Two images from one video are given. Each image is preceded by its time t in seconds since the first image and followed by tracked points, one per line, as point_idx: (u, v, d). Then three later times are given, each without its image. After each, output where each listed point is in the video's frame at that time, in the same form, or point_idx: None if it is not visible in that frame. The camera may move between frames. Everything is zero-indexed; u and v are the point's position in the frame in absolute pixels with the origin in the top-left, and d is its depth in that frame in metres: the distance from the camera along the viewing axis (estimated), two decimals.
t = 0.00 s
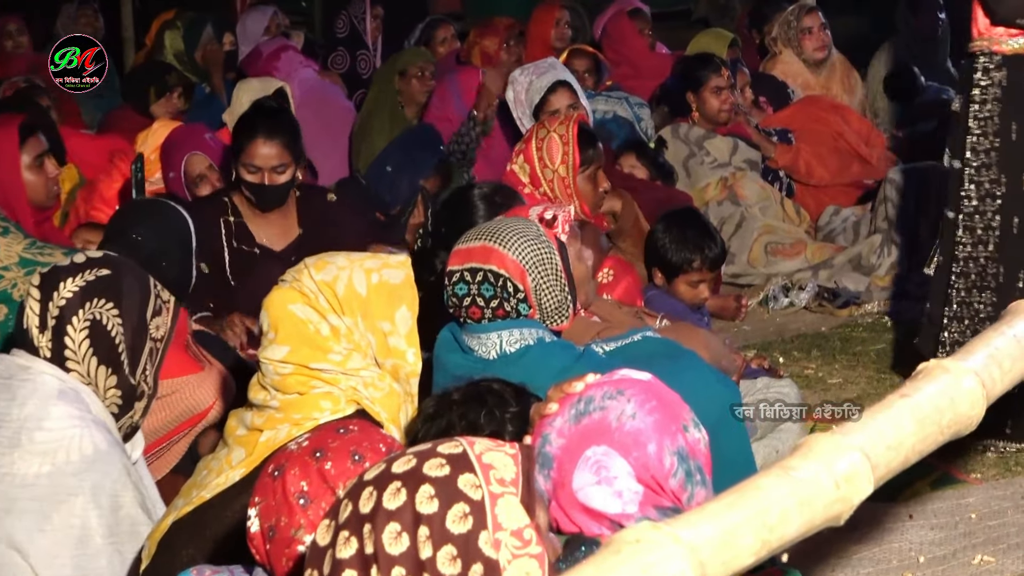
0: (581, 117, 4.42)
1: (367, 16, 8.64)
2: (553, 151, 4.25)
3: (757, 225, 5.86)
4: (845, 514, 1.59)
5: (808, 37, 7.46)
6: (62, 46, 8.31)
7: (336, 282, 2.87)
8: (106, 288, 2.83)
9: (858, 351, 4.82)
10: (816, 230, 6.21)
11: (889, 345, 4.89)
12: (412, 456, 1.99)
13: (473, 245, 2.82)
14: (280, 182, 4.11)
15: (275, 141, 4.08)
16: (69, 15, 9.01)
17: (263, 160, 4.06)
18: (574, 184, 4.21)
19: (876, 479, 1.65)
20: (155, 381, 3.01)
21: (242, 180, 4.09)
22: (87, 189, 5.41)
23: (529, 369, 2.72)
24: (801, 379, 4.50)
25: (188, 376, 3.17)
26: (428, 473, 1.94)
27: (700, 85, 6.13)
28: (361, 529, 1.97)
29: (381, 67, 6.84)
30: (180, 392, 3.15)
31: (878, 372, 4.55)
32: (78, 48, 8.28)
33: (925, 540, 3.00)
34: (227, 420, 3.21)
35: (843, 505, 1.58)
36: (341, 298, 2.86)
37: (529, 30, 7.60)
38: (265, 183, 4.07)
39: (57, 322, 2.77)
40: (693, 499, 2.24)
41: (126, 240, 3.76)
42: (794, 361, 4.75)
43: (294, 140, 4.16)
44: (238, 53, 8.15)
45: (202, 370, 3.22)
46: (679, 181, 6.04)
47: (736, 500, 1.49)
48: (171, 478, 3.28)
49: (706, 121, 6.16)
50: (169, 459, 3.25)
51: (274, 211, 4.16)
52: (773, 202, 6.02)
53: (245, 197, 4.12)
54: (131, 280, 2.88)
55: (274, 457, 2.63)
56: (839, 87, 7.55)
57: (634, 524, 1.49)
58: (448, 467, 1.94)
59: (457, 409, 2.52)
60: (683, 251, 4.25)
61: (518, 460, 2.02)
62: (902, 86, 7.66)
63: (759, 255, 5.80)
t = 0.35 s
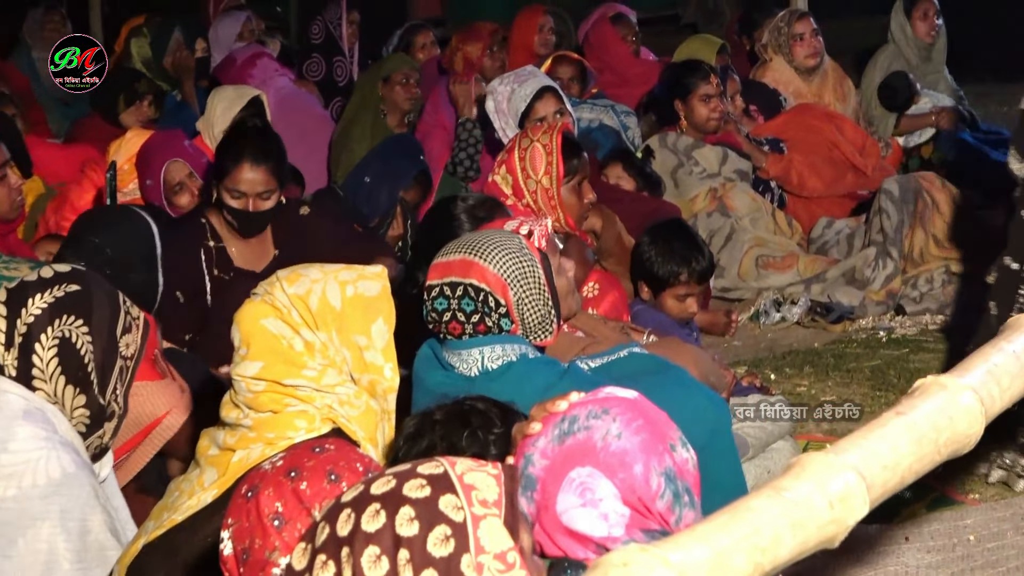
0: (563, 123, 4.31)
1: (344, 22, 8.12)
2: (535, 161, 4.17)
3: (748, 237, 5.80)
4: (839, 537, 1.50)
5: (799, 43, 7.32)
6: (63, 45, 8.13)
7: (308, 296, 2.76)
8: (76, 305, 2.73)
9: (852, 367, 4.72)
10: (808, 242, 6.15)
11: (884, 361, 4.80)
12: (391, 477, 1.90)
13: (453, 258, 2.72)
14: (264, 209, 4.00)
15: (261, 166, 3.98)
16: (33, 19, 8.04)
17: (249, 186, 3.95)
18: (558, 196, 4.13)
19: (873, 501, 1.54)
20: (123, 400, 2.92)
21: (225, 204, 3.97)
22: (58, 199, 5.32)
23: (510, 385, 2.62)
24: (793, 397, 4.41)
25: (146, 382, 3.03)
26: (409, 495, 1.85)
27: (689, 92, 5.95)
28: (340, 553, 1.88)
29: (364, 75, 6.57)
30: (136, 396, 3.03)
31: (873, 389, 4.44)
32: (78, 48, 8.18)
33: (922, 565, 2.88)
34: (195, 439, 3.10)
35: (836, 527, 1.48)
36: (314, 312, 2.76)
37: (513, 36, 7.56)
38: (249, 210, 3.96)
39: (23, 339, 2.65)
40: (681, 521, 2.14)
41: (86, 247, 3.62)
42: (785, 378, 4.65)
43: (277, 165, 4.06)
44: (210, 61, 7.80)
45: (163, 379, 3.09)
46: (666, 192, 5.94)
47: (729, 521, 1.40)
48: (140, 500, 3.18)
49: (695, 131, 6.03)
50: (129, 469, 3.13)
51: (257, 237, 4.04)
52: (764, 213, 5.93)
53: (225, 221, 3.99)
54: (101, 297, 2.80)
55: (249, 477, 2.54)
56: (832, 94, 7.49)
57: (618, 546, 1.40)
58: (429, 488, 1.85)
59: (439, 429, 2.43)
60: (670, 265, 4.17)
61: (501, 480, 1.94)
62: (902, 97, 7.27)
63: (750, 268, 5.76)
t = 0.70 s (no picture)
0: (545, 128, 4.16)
1: (319, 23, 7.95)
2: (518, 168, 4.04)
3: (746, 250, 5.64)
4: (841, 566, 1.40)
5: (800, 45, 7.08)
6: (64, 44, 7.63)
7: (276, 310, 2.62)
8: (45, 327, 2.57)
9: (858, 387, 4.57)
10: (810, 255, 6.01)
11: (889, 381, 4.63)
12: (369, 502, 1.84)
13: (435, 272, 2.57)
14: (241, 238, 3.86)
15: (241, 197, 3.82)
16: None
17: (227, 217, 3.80)
18: (544, 205, 3.99)
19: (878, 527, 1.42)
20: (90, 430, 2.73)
21: (199, 232, 3.82)
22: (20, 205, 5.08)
23: (493, 405, 2.47)
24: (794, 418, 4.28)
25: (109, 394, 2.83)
26: (389, 520, 1.78)
27: (683, 96, 5.75)
28: None
29: (341, 78, 6.37)
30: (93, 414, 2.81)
31: (879, 410, 4.29)
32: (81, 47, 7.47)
33: None
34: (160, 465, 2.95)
35: (838, 557, 1.38)
36: (283, 327, 2.61)
37: (497, 36, 7.39)
38: (226, 240, 3.82)
39: None
40: (677, 551, 1.92)
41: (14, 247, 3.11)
42: (787, 399, 4.50)
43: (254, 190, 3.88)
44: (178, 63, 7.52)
45: (126, 392, 2.89)
46: (662, 201, 5.79)
47: (725, 548, 1.33)
48: (102, 527, 3.03)
49: (691, 136, 5.83)
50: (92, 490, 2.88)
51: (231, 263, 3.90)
52: (763, 223, 5.78)
53: (198, 248, 3.85)
54: (72, 320, 2.64)
55: (218, 501, 2.39)
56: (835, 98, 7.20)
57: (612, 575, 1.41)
58: (409, 514, 1.78)
59: (419, 452, 2.28)
60: (664, 279, 4.03)
61: (485, 505, 1.88)
62: (908, 102, 6.98)
63: (748, 282, 5.59)
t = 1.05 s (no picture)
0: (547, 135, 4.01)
1: (311, 22, 7.76)
2: (517, 178, 3.90)
3: (765, 262, 5.37)
4: None
5: (824, 44, 6.83)
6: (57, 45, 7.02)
7: (265, 329, 2.46)
8: (20, 341, 2.33)
9: (886, 409, 4.41)
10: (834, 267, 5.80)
11: (920, 402, 4.49)
12: (366, 531, 1.72)
13: (435, 287, 2.44)
14: (221, 261, 3.68)
15: (220, 217, 3.62)
16: None
17: (206, 238, 3.61)
18: (545, 216, 3.83)
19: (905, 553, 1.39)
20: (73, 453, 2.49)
21: (178, 252, 3.65)
22: None
23: (497, 429, 2.32)
24: (819, 441, 4.12)
25: (119, 434, 2.74)
26: (387, 551, 1.66)
27: (698, 98, 5.52)
28: None
29: (332, 81, 6.22)
30: (103, 450, 2.70)
31: (909, 433, 4.16)
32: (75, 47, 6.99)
33: None
34: (145, 493, 2.82)
35: None
36: (272, 347, 2.45)
37: (502, 38, 7.22)
38: (204, 262, 3.65)
39: None
40: None
41: None
42: (812, 422, 4.35)
43: (240, 211, 3.69)
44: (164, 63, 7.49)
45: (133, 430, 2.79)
46: (676, 211, 5.54)
47: None
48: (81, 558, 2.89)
49: (706, 141, 5.60)
50: (87, 531, 2.76)
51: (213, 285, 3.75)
52: (783, 234, 5.53)
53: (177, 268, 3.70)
54: (48, 333, 2.40)
55: (207, 529, 2.24)
56: (862, 102, 7.00)
57: None
58: (409, 543, 1.67)
59: (421, 479, 2.13)
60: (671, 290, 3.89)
61: (488, 532, 1.77)
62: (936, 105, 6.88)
63: (768, 296, 5.32)
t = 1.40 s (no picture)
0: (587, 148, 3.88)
1: (335, 27, 7.61)
2: (554, 192, 3.78)
3: (817, 283, 5.19)
4: None
5: (879, 51, 6.67)
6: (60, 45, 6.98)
7: (293, 353, 2.31)
8: (28, 367, 2.18)
9: (944, 438, 4.28)
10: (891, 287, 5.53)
11: (982, 431, 4.35)
12: (396, 570, 1.59)
13: (469, 309, 2.31)
14: (229, 284, 3.54)
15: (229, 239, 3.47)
16: None
17: (212, 262, 3.47)
18: (584, 233, 3.70)
19: None
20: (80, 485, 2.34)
21: (184, 274, 3.52)
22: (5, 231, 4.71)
23: (536, 461, 2.16)
24: (876, 472, 3.98)
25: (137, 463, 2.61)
26: None
27: (747, 109, 5.38)
28: None
29: (357, 89, 6.08)
30: (121, 481, 2.58)
31: (971, 463, 4.03)
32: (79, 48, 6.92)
33: None
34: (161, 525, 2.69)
35: None
36: (301, 373, 2.30)
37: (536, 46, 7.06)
38: (210, 285, 3.52)
39: None
40: None
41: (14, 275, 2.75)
42: (867, 450, 4.20)
43: (247, 232, 3.53)
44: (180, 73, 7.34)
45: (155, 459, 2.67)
46: (722, 228, 5.35)
47: None
48: None
49: (754, 154, 5.42)
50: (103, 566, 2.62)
51: (224, 308, 3.62)
52: (837, 254, 5.34)
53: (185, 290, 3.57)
54: (56, 357, 2.25)
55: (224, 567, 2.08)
56: (918, 112, 6.82)
57: None
58: None
59: (454, 511, 1.98)
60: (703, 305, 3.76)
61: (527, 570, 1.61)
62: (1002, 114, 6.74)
63: (820, 319, 5.16)
